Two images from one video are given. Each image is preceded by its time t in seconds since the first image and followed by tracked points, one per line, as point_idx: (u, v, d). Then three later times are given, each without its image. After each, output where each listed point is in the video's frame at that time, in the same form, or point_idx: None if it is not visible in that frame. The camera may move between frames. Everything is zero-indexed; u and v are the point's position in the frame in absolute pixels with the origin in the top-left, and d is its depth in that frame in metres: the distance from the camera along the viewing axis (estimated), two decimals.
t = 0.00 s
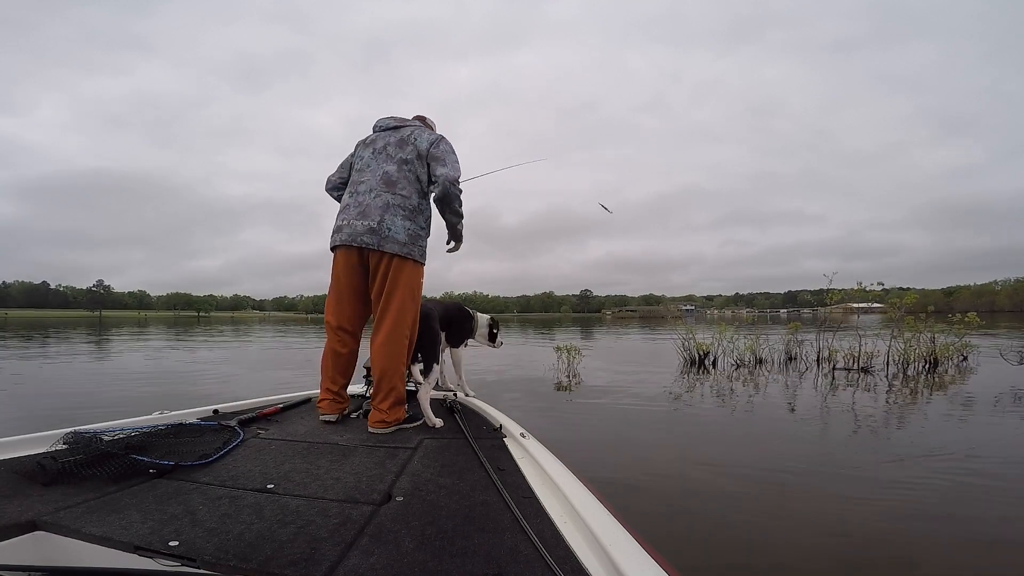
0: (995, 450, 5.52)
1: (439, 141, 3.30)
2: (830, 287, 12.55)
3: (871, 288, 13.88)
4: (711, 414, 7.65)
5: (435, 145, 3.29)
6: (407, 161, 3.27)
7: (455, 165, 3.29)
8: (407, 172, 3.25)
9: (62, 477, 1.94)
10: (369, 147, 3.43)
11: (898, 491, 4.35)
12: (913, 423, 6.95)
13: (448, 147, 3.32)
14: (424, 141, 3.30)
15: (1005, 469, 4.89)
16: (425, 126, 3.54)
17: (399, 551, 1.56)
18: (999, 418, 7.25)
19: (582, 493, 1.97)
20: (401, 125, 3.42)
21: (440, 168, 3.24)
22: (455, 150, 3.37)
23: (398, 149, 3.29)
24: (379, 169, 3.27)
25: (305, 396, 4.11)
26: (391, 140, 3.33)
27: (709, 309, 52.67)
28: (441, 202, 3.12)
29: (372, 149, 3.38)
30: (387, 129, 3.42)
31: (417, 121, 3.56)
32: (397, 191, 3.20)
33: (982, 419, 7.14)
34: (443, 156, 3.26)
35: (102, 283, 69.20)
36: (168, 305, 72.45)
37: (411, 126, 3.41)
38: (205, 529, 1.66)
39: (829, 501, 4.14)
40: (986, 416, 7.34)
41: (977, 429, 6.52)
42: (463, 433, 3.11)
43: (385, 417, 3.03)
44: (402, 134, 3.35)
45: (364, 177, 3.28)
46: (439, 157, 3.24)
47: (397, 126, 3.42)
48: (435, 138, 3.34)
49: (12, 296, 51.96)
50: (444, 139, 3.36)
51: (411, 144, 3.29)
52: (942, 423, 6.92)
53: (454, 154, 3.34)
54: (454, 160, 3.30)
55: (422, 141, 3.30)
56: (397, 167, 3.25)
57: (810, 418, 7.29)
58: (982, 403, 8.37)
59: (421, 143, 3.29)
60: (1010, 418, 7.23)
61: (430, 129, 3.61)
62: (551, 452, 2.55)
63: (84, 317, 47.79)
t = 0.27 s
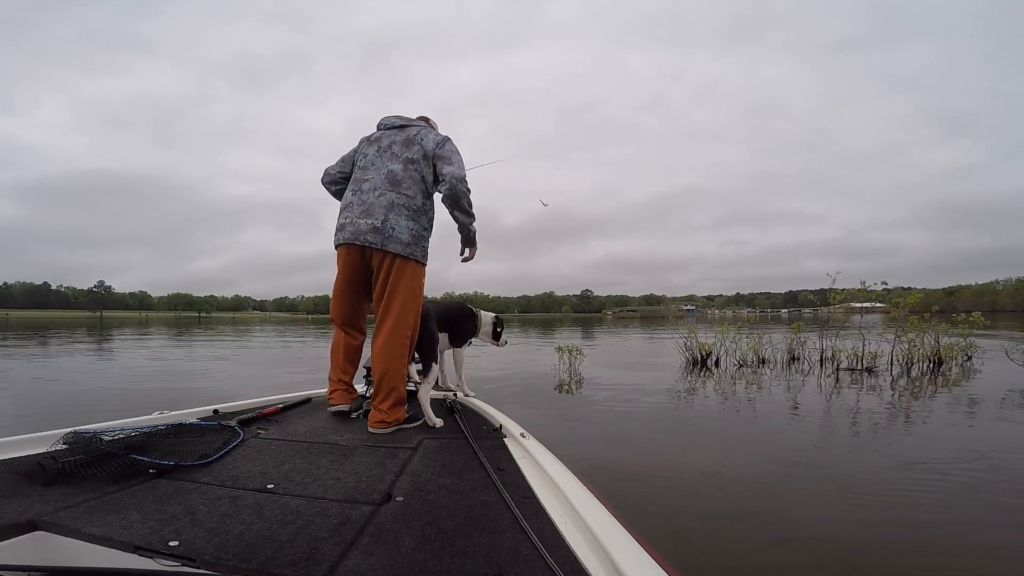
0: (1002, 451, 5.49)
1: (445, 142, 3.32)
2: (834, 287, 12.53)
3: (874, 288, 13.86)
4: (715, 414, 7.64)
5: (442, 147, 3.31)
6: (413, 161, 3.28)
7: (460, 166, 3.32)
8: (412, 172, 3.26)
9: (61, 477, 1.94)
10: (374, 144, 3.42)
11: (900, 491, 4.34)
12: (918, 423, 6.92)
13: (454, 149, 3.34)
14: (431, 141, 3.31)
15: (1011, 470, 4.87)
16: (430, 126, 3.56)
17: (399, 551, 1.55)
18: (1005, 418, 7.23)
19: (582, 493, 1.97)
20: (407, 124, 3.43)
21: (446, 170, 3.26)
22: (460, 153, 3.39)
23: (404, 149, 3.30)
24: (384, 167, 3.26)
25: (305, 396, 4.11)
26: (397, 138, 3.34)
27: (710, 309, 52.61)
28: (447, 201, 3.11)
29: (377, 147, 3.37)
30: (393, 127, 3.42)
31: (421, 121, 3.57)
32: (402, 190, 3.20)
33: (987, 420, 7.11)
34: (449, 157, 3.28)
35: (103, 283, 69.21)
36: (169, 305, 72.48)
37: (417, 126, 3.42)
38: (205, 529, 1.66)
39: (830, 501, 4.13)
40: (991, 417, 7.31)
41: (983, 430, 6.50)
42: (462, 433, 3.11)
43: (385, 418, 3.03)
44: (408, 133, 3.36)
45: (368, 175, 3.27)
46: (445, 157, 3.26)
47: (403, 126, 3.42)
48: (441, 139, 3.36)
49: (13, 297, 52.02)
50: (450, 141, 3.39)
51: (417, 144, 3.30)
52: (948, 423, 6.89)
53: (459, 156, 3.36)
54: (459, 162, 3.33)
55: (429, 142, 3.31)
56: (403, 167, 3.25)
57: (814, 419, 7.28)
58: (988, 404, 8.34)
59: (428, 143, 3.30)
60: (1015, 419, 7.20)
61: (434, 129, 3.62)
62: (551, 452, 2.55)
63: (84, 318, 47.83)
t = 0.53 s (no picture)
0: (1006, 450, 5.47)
1: (445, 143, 3.32)
2: (836, 286, 12.50)
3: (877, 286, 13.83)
4: (717, 413, 7.62)
5: (442, 148, 3.31)
6: (413, 161, 3.28)
7: (460, 168, 3.32)
8: (412, 173, 3.26)
9: (61, 477, 1.94)
10: (373, 143, 3.41)
11: (902, 491, 4.33)
12: (922, 422, 6.91)
13: (454, 150, 3.34)
14: (431, 142, 3.32)
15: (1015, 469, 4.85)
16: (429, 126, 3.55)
17: (399, 551, 1.55)
18: (1009, 417, 7.20)
19: (582, 492, 1.97)
20: (407, 124, 3.42)
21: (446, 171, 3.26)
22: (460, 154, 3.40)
23: (404, 149, 3.29)
24: (383, 167, 3.26)
25: (306, 396, 4.12)
26: (397, 138, 3.33)
27: (711, 308, 52.54)
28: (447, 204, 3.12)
29: (376, 146, 3.37)
30: (393, 126, 3.42)
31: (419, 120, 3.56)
32: (402, 191, 3.20)
33: (991, 418, 7.09)
34: (449, 158, 3.28)
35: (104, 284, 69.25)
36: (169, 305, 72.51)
37: (417, 125, 3.41)
38: (205, 529, 1.66)
39: (830, 500, 4.13)
40: (995, 415, 7.29)
41: (988, 428, 6.47)
42: (462, 433, 3.11)
43: (385, 417, 3.04)
44: (408, 133, 3.35)
45: (368, 175, 3.27)
46: (445, 158, 3.26)
47: (403, 125, 3.42)
48: (441, 140, 3.36)
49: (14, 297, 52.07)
50: (450, 142, 3.39)
51: (417, 144, 3.30)
52: (952, 422, 6.87)
53: (459, 158, 3.36)
54: (459, 163, 3.33)
55: (429, 142, 3.31)
56: (403, 167, 3.25)
57: (817, 417, 7.26)
58: (991, 403, 8.31)
59: (428, 144, 3.31)
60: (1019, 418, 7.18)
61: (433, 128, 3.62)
62: (551, 452, 2.55)
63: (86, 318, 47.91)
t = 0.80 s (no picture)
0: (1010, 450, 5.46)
1: (440, 142, 3.31)
2: (838, 285, 12.48)
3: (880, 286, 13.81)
4: (719, 413, 7.60)
5: (436, 146, 3.30)
6: (408, 162, 3.27)
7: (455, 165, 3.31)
8: (409, 173, 3.26)
9: (61, 477, 1.94)
10: (368, 145, 3.40)
11: (904, 490, 4.33)
12: (926, 421, 6.90)
13: (449, 148, 3.33)
14: (425, 141, 3.30)
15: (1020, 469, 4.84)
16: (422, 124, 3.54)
17: (399, 551, 1.55)
18: (1012, 417, 7.19)
19: (582, 492, 1.97)
20: (400, 124, 3.41)
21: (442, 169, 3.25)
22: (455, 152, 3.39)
23: (399, 150, 3.29)
24: (380, 169, 3.25)
25: (306, 396, 4.12)
26: (392, 139, 3.33)
27: (712, 308, 52.50)
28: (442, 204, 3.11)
29: (371, 148, 3.36)
30: (386, 127, 3.41)
31: (411, 119, 3.56)
32: (400, 192, 3.20)
33: (995, 418, 7.07)
34: (444, 156, 3.27)
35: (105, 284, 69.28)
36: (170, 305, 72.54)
37: (410, 125, 3.40)
38: (205, 529, 1.66)
39: (830, 500, 4.13)
40: (998, 415, 7.28)
41: (992, 429, 6.46)
42: (462, 433, 3.11)
43: (386, 417, 3.04)
44: (402, 133, 3.34)
45: (365, 178, 3.26)
46: (441, 157, 3.25)
47: (396, 126, 3.41)
48: (436, 138, 3.35)
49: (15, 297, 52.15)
50: (445, 140, 3.38)
51: (412, 144, 3.29)
52: (957, 422, 6.85)
53: (454, 155, 3.35)
54: (454, 161, 3.32)
55: (423, 142, 3.30)
56: (400, 168, 3.25)
57: (820, 417, 7.25)
58: (995, 403, 8.29)
59: (422, 143, 3.29)
60: None
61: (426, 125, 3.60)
62: (551, 452, 2.55)
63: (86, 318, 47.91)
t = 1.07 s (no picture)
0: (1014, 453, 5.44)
1: (435, 141, 3.30)
2: (840, 286, 12.48)
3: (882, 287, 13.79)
4: (721, 413, 7.60)
5: (431, 145, 3.29)
6: (405, 162, 3.27)
7: (450, 163, 3.30)
8: (405, 173, 3.25)
9: (61, 477, 1.94)
10: (365, 147, 3.40)
11: (905, 492, 4.33)
12: (929, 423, 6.89)
13: (444, 146, 3.32)
14: (420, 140, 3.29)
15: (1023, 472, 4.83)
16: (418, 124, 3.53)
17: (399, 551, 1.55)
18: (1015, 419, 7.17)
19: (582, 492, 1.97)
20: (395, 124, 3.41)
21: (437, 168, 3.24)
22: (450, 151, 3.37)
23: (395, 150, 3.28)
24: (377, 171, 3.26)
25: (306, 396, 4.12)
26: (387, 140, 3.32)
27: (713, 308, 52.48)
28: (435, 203, 3.10)
29: (368, 150, 3.36)
30: (381, 129, 3.41)
31: (406, 120, 3.55)
32: (397, 192, 3.20)
33: (999, 421, 7.04)
34: (439, 155, 3.26)
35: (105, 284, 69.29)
36: (170, 305, 72.51)
37: (405, 125, 3.39)
38: (205, 529, 1.66)
39: (830, 501, 4.14)
40: (1002, 418, 7.25)
41: (996, 431, 6.44)
42: (462, 433, 3.11)
43: (386, 417, 3.04)
44: (398, 134, 3.34)
45: (363, 180, 3.27)
46: (436, 156, 3.24)
47: (391, 126, 3.40)
48: (431, 137, 3.34)
49: (14, 296, 52.14)
50: (440, 138, 3.36)
51: (408, 144, 3.29)
52: (959, 424, 6.85)
53: (449, 153, 3.34)
54: (450, 159, 3.31)
55: (419, 141, 3.29)
56: (396, 169, 3.25)
57: (822, 418, 7.24)
58: (998, 405, 8.27)
59: (418, 143, 3.28)
60: None
61: (421, 125, 3.59)
62: (551, 452, 2.55)
63: (86, 317, 47.90)
